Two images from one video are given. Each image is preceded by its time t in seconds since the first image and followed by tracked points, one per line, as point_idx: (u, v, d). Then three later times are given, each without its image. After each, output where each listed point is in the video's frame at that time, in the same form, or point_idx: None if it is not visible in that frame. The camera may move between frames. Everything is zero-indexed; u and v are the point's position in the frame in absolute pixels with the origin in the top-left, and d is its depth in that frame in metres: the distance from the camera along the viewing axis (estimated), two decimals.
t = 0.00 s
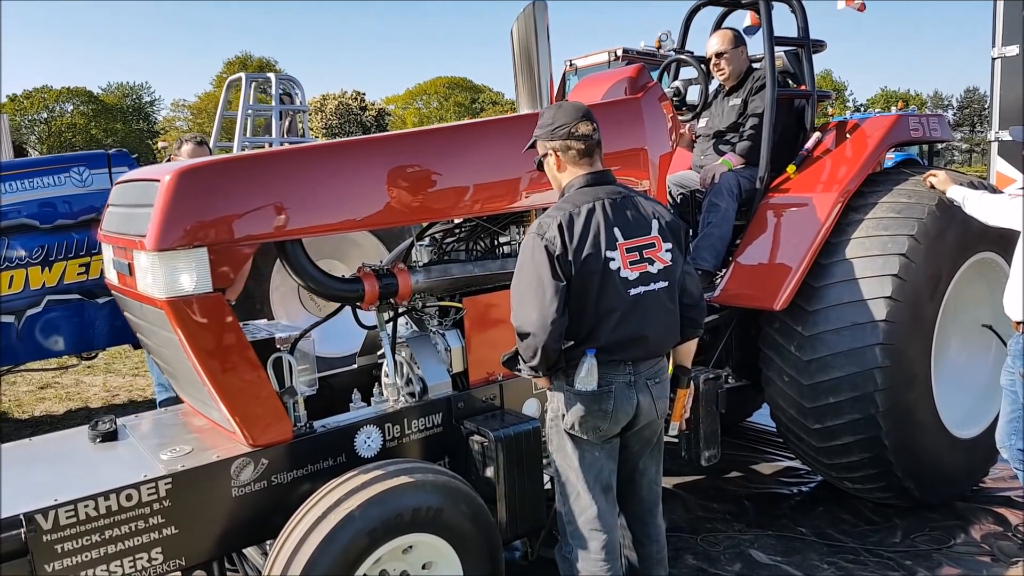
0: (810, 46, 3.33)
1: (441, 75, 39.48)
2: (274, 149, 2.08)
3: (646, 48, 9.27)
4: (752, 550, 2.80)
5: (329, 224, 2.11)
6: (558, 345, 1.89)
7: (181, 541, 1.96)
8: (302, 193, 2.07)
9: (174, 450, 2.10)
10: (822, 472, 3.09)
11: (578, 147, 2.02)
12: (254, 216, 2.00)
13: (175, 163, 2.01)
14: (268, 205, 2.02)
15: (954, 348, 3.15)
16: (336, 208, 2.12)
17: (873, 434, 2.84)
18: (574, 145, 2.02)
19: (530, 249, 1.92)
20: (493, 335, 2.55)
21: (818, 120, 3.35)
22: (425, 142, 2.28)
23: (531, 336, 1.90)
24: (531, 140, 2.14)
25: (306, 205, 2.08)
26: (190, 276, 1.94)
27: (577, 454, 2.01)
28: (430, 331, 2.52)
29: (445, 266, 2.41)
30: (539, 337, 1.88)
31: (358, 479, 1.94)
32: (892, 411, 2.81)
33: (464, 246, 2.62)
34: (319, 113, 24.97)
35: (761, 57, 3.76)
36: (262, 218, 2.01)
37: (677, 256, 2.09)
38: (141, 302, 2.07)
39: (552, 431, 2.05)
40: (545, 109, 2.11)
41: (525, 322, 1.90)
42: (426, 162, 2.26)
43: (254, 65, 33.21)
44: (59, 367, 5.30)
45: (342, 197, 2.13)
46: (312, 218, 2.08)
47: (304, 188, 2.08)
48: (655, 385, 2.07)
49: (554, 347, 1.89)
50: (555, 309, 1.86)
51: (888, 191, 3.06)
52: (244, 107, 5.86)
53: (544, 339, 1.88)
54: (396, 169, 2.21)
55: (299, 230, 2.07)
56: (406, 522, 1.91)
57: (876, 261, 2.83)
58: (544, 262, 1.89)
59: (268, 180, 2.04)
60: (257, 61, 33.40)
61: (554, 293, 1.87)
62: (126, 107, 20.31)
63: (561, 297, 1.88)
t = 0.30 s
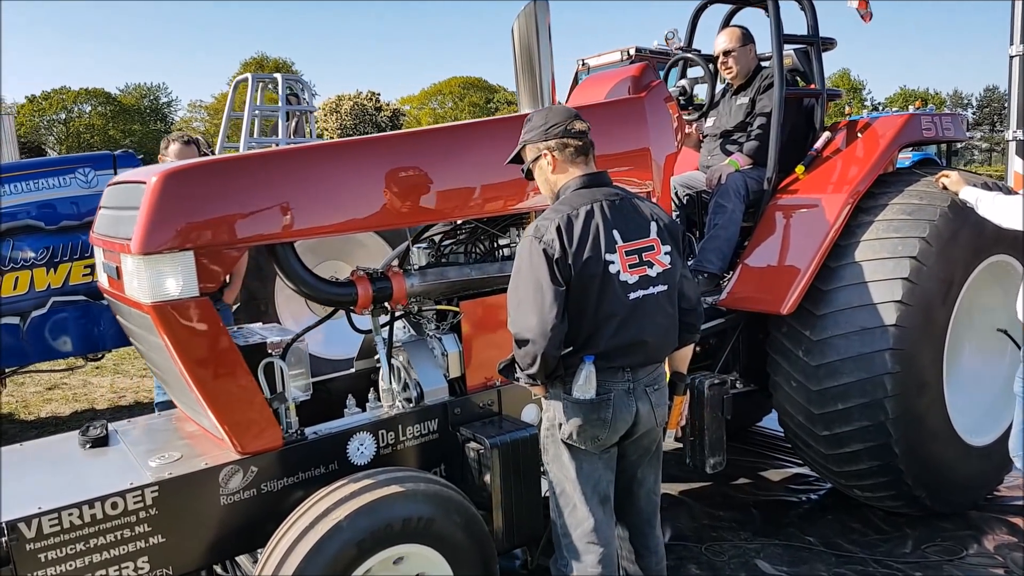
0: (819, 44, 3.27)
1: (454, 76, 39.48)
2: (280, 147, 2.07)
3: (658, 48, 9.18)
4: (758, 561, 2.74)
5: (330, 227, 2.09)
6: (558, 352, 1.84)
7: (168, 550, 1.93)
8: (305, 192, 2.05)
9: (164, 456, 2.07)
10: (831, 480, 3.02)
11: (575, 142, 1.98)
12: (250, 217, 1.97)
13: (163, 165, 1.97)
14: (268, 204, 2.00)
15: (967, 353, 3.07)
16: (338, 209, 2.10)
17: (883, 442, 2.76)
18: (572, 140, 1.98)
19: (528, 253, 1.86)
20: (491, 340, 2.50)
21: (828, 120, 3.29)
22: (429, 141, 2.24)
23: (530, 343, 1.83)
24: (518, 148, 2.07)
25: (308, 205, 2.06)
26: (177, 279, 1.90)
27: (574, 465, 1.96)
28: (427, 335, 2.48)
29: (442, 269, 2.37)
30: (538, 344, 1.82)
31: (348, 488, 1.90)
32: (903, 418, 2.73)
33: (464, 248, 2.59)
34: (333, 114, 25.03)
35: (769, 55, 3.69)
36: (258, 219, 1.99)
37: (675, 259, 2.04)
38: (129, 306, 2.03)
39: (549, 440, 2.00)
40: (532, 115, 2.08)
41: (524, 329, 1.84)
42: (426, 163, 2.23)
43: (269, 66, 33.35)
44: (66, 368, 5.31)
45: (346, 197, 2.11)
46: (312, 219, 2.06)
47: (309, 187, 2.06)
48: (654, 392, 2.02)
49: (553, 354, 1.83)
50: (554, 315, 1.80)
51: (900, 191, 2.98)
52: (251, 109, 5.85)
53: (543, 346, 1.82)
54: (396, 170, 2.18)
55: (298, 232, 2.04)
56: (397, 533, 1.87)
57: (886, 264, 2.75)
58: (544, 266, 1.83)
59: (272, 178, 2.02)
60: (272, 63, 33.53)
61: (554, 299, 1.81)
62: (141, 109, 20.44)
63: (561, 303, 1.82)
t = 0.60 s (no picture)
0: (840, 40, 3.19)
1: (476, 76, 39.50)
2: (288, 144, 2.06)
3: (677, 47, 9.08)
4: (771, 571, 2.67)
5: (343, 225, 2.08)
6: (559, 355, 1.79)
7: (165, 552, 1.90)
8: (318, 187, 2.05)
9: (163, 456, 2.05)
10: (849, 488, 2.94)
11: (574, 142, 1.93)
12: (256, 214, 1.97)
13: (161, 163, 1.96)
14: (280, 200, 2.00)
15: (992, 360, 2.97)
16: (350, 206, 2.08)
17: (903, 451, 2.68)
18: (569, 139, 1.93)
19: (528, 254, 1.82)
20: (497, 342, 2.46)
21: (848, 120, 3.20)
22: (437, 139, 2.21)
23: (530, 346, 1.79)
24: (516, 148, 2.03)
25: (323, 201, 2.05)
26: (175, 278, 1.88)
27: (577, 471, 1.91)
28: (433, 336, 2.45)
29: (448, 269, 2.33)
30: (539, 347, 1.78)
31: (346, 492, 1.87)
32: (923, 427, 2.64)
33: (471, 247, 2.55)
34: (355, 114, 25.14)
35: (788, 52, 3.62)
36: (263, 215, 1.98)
37: (680, 259, 1.99)
38: (129, 305, 2.02)
39: (552, 446, 1.95)
40: (529, 114, 2.03)
41: (524, 332, 1.80)
42: (436, 160, 2.20)
43: (292, 66, 33.59)
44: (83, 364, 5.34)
45: (361, 193, 2.10)
46: (324, 215, 2.05)
47: (321, 183, 2.05)
48: (660, 397, 1.96)
49: (553, 357, 1.78)
50: (554, 318, 1.76)
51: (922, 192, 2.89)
52: (266, 108, 5.86)
53: (544, 349, 1.78)
54: (405, 168, 2.15)
55: (309, 228, 2.04)
56: (395, 539, 1.83)
57: (905, 268, 2.67)
58: (543, 267, 1.78)
59: (287, 171, 2.02)
60: (296, 64, 33.73)
61: (554, 301, 1.76)
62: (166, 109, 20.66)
63: (561, 305, 1.77)
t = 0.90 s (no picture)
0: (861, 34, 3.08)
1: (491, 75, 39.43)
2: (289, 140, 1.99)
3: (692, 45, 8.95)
4: None
5: (356, 222, 2.01)
6: (562, 360, 1.71)
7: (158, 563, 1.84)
8: (329, 182, 1.98)
9: (157, 463, 1.98)
10: (870, 497, 2.83)
11: (577, 140, 1.85)
12: (261, 213, 1.91)
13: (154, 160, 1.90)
14: (282, 198, 1.93)
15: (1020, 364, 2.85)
16: (358, 203, 2.01)
17: (926, 459, 2.57)
18: (571, 139, 1.85)
19: (530, 255, 1.74)
20: (505, 346, 2.37)
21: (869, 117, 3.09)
22: (445, 136, 2.13)
23: (533, 351, 1.71)
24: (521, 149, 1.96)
25: (333, 198, 1.98)
26: (166, 279, 1.82)
27: (585, 482, 1.82)
28: (439, 339, 2.37)
29: (454, 270, 2.25)
30: (541, 352, 1.70)
31: (344, 502, 1.79)
32: (948, 434, 2.53)
33: (480, 247, 2.48)
34: (369, 113, 25.15)
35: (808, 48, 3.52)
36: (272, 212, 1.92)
37: (693, 259, 1.89)
38: (122, 308, 1.95)
39: (559, 455, 1.87)
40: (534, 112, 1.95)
41: (526, 335, 1.71)
42: (443, 157, 2.11)
43: (308, 66, 33.67)
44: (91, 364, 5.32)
45: (372, 188, 2.03)
46: (329, 214, 1.98)
47: (325, 181, 1.98)
48: (672, 405, 1.87)
49: (556, 362, 1.70)
50: (557, 321, 1.67)
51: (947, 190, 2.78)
52: (277, 106, 5.82)
53: (547, 354, 1.70)
54: (411, 165, 2.07)
55: (319, 226, 1.97)
56: (395, 551, 1.76)
57: (928, 269, 2.56)
58: (545, 268, 1.70)
59: (295, 168, 1.96)
60: (312, 64, 33.84)
61: (557, 304, 1.68)
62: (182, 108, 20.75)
63: (564, 308, 1.69)
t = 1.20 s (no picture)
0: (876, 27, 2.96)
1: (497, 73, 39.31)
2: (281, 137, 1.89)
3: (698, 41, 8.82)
4: None
5: (358, 221, 1.92)
6: (559, 371, 1.61)
7: None
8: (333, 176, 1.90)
9: (137, 479, 1.89)
10: (886, 509, 2.72)
11: (566, 147, 1.74)
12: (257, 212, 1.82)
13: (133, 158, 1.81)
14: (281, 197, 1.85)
15: None
16: (362, 201, 1.92)
17: (945, 472, 2.45)
18: (561, 146, 1.75)
19: (525, 259, 1.63)
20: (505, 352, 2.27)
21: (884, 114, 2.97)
22: (445, 132, 2.02)
23: (527, 362, 1.61)
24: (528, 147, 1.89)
25: (336, 194, 1.90)
26: (143, 287, 1.72)
27: (586, 501, 1.72)
28: (437, 346, 2.27)
29: (451, 273, 2.15)
30: (536, 363, 1.60)
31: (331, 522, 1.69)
32: (968, 446, 2.42)
33: (480, 250, 2.38)
34: (374, 111, 25.07)
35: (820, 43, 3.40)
36: (268, 213, 1.83)
37: (701, 264, 1.78)
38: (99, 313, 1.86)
39: (559, 472, 1.76)
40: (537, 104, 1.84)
41: (521, 344, 1.61)
42: (446, 154, 2.01)
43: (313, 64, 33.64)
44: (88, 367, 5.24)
45: (375, 186, 1.94)
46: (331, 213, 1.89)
47: (327, 178, 1.89)
48: (678, 419, 1.77)
49: (552, 374, 1.60)
50: (552, 331, 1.57)
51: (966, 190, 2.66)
52: (276, 103, 5.72)
53: (542, 366, 1.59)
54: (410, 162, 1.97)
55: (321, 226, 1.89)
56: None
57: (947, 273, 2.44)
58: (541, 274, 1.60)
59: (293, 165, 1.87)
60: (318, 63, 33.80)
61: (553, 312, 1.57)
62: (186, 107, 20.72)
63: (560, 317, 1.58)
